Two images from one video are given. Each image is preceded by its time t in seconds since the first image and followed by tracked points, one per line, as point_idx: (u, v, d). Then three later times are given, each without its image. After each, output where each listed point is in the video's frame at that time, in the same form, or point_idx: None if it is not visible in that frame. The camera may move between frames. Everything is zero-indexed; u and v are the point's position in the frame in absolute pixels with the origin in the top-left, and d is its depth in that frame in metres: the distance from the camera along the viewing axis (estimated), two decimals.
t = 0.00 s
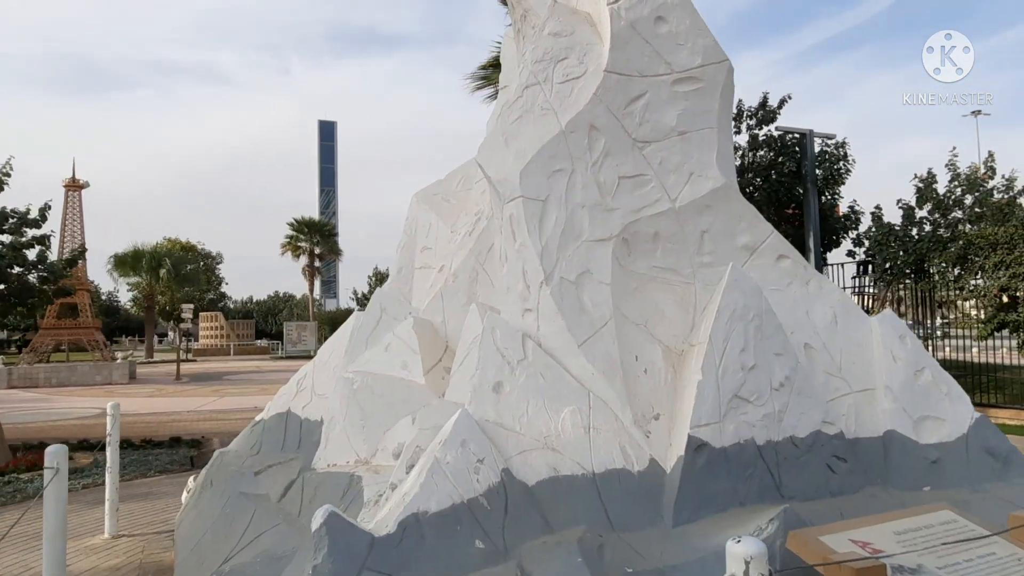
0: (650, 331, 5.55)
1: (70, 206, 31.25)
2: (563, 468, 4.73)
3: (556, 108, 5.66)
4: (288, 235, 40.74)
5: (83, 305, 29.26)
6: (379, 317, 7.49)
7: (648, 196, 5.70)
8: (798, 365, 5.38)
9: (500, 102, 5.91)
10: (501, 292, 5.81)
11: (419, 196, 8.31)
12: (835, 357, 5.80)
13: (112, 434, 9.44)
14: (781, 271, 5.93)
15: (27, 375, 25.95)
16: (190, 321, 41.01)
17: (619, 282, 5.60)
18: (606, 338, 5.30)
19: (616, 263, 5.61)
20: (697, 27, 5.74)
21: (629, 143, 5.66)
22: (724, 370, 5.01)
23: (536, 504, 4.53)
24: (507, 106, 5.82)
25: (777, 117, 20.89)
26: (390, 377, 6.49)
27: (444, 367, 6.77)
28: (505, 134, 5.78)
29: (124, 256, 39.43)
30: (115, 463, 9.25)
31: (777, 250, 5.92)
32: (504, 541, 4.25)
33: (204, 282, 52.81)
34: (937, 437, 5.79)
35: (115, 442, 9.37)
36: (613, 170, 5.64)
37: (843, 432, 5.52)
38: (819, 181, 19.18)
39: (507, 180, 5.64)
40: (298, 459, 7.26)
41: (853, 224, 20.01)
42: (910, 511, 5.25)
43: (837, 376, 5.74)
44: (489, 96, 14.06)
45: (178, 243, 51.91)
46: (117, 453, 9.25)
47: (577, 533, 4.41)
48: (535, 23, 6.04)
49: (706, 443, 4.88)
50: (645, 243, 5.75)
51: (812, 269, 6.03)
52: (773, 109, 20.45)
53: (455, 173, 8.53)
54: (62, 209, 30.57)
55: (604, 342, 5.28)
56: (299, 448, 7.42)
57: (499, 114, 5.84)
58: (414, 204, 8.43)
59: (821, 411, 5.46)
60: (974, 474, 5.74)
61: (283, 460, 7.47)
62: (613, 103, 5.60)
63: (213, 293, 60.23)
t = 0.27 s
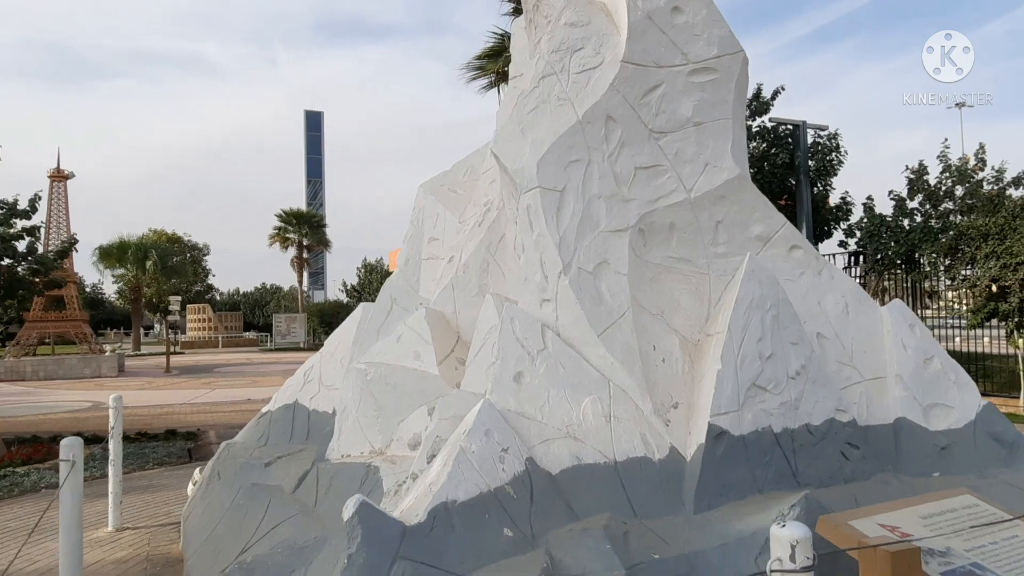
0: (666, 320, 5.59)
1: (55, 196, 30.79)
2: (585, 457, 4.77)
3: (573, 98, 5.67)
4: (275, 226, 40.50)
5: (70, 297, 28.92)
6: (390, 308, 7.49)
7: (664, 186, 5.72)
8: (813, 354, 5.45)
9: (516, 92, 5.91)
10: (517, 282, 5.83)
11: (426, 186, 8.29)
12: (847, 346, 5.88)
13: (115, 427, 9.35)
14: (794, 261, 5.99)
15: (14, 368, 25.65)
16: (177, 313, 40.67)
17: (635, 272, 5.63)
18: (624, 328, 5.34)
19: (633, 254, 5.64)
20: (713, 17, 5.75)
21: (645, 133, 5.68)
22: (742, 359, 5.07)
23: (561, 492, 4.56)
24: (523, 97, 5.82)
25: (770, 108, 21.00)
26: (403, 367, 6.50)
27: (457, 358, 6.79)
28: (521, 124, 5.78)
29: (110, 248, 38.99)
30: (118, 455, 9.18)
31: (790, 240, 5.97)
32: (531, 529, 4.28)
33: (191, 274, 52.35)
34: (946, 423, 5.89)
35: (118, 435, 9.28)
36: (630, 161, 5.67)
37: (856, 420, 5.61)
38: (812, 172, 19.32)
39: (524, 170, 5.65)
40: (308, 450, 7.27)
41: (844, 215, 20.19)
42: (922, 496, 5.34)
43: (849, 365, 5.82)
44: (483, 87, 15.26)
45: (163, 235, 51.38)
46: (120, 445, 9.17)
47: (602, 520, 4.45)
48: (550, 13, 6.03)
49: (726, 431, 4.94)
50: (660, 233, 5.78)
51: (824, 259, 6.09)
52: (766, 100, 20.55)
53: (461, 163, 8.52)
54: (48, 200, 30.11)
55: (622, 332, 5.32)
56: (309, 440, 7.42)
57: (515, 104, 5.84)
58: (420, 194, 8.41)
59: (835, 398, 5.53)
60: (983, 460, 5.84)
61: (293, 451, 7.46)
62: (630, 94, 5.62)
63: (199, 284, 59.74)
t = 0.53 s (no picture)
0: (678, 304, 5.56)
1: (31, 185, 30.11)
2: (602, 440, 4.73)
3: (583, 79, 5.59)
4: (255, 215, 40.07)
5: (47, 288, 28.37)
6: (392, 294, 7.38)
7: (674, 168, 5.67)
8: (824, 336, 5.45)
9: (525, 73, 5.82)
10: (527, 266, 5.75)
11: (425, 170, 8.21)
12: (854, 328, 5.89)
13: (106, 419, 9.16)
14: (803, 243, 5.97)
15: None
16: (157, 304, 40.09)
17: (646, 255, 5.59)
18: (637, 311, 5.30)
19: (643, 236, 5.59)
20: None
21: (656, 115, 5.63)
22: (757, 341, 5.06)
23: (578, 476, 4.52)
24: (532, 77, 5.74)
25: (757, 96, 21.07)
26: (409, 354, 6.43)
27: (463, 344, 6.72)
28: (530, 105, 5.70)
29: (87, 238, 38.31)
30: (110, 448, 9.00)
31: (798, 222, 5.95)
32: (551, 513, 4.24)
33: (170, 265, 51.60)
34: (952, 404, 5.94)
35: (109, 426, 9.10)
36: (640, 143, 5.61)
37: (865, 402, 5.63)
38: (798, 159, 19.42)
39: (534, 152, 5.57)
40: (310, 439, 7.17)
41: (831, 202, 20.32)
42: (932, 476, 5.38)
43: (858, 347, 5.83)
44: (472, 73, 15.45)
45: (141, 225, 50.58)
46: (112, 437, 9.00)
47: (621, 503, 4.42)
48: None
49: (741, 413, 4.93)
50: (670, 215, 5.74)
51: (831, 241, 6.08)
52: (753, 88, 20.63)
53: (460, 148, 8.42)
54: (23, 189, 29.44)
55: (636, 315, 5.27)
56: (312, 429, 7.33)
57: (524, 85, 5.76)
58: (420, 179, 8.31)
59: (845, 380, 5.54)
60: (988, 440, 5.89)
61: (294, 440, 7.36)
62: (640, 75, 5.55)
63: (178, 275, 58.96)
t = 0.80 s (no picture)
0: (684, 293, 5.53)
1: None
2: (613, 431, 4.69)
3: (588, 66, 5.52)
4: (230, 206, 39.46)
5: (17, 281, 27.69)
6: (390, 285, 7.23)
7: (679, 157, 5.63)
8: (829, 324, 5.47)
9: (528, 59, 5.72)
10: (531, 256, 5.68)
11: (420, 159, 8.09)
12: (856, 316, 5.91)
13: (90, 414, 8.93)
14: (806, 232, 5.97)
15: None
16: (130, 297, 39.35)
17: (651, 244, 5.55)
18: (644, 300, 5.26)
19: (649, 225, 5.55)
20: None
21: (661, 103, 5.57)
22: (765, 330, 5.06)
23: (591, 467, 4.49)
24: (536, 64, 5.65)
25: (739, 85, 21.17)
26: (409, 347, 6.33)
27: (462, 335, 6.64)
28: (534, 92, 5.61)
29: (57, 230, 37.44)
30: (94, 444, 8.77)
31: (801, 211, 5.94)
32: (567, 505, 4.20)
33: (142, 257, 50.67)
34: (951, 390, 6.00)
35: (93, 422, 8.86)
36: (646, 131, 5.56)
37: (868, 389, 5.66)
38: (780, 148, 19.56)
39: (539, 140, 5.49)
40: (306, 434, 7.06)
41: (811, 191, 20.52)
42: (935, 461, 5.43)
43: (860, 335, 5.86)
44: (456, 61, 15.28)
45: (112, 216, 49.57)
46: (96, 433, 8.77)
47: (635, 495, 4.39)
48: None
49: (751, 402, 4.93)
50: (675, 204, 5.70)
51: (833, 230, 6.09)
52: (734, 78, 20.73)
53: (454, 136, 8.31)
54: None
55: (643, 304, 5.24)
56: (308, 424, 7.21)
57: (528, 72, 5.66)
58: (413, 168, 8.18)
59: (849, 368, 5.57)
60: (986, 426, 5.98)
61: (289, 435, 7.23)
62: (646, 62, 5.49)
63: (151, 267, 57.94)
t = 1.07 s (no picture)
0: (677, 286, 5.60)
1: None
2: (613, 423, 4.74)
3: (583, 60, 5.54)
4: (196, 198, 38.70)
5: None
6: (381, 280, 7.05)
7: (672, 151, 5.69)
8: (818, 317, 5.59)
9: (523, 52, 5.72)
10: (526, 249, 5.69)
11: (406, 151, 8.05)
12: (843, 308, 6.04)
13: (65, 411, 8.71)
14: (794, 226, 6.07)
15: None
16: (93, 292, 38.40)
17: (646, 238, 5.60)
18: (640, 294, 5.32)
19: (643, 219, 5.60)
20: None
21: (655, 97, 5.63)
22: (758, 323, 5.16)
23: (593, 459, 4.53)
24: (531, 57, 5.65)
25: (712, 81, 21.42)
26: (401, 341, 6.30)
27: (454, 329, 6.64)
28: (530, 85, 5.62)
29: (16, 222, 36.33)
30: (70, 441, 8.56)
31: (790, 205, 6.05)
32: (571, 497, 4.24)
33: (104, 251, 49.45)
34: (932, 380, 6.18)
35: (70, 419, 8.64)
36: (640, 126, 5.60)
37: (854, 380, 5.81)
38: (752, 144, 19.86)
39: (535, 134, 5.49)
40: (294, 429, 6.99)
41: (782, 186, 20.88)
42: (919, 449, 5.60)
43: (846, 327, 6.00)
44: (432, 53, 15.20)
45: (73, 209, 48.27)
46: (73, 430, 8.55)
47: (637, 485, 4.45)
48: None
49: (746, 393, 5.03)
50: (668, 198, 5.75)
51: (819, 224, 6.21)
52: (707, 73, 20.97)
53: (441, 129, 8.28)
54: None
55: (639, 297, 5.30)
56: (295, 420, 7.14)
57: (523, 65, 5.65)
58: (400, 161, 8.13)
59: (837, 359, 5.70)
60: (964, 415, 6.18)
61: (276, 430, 7.15)
62: (641, 57, 5.53)
63: (114, 261, 56.59)
